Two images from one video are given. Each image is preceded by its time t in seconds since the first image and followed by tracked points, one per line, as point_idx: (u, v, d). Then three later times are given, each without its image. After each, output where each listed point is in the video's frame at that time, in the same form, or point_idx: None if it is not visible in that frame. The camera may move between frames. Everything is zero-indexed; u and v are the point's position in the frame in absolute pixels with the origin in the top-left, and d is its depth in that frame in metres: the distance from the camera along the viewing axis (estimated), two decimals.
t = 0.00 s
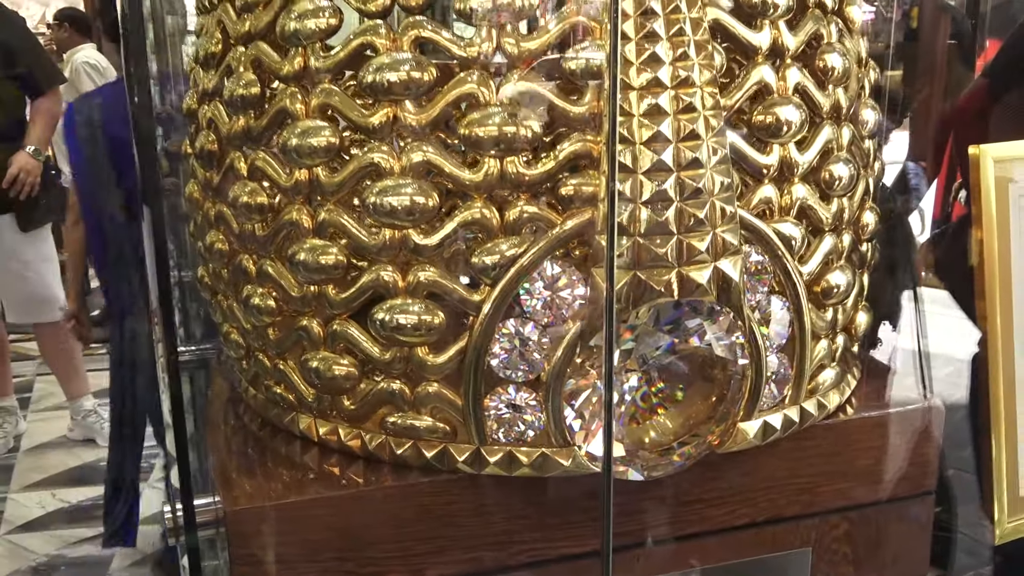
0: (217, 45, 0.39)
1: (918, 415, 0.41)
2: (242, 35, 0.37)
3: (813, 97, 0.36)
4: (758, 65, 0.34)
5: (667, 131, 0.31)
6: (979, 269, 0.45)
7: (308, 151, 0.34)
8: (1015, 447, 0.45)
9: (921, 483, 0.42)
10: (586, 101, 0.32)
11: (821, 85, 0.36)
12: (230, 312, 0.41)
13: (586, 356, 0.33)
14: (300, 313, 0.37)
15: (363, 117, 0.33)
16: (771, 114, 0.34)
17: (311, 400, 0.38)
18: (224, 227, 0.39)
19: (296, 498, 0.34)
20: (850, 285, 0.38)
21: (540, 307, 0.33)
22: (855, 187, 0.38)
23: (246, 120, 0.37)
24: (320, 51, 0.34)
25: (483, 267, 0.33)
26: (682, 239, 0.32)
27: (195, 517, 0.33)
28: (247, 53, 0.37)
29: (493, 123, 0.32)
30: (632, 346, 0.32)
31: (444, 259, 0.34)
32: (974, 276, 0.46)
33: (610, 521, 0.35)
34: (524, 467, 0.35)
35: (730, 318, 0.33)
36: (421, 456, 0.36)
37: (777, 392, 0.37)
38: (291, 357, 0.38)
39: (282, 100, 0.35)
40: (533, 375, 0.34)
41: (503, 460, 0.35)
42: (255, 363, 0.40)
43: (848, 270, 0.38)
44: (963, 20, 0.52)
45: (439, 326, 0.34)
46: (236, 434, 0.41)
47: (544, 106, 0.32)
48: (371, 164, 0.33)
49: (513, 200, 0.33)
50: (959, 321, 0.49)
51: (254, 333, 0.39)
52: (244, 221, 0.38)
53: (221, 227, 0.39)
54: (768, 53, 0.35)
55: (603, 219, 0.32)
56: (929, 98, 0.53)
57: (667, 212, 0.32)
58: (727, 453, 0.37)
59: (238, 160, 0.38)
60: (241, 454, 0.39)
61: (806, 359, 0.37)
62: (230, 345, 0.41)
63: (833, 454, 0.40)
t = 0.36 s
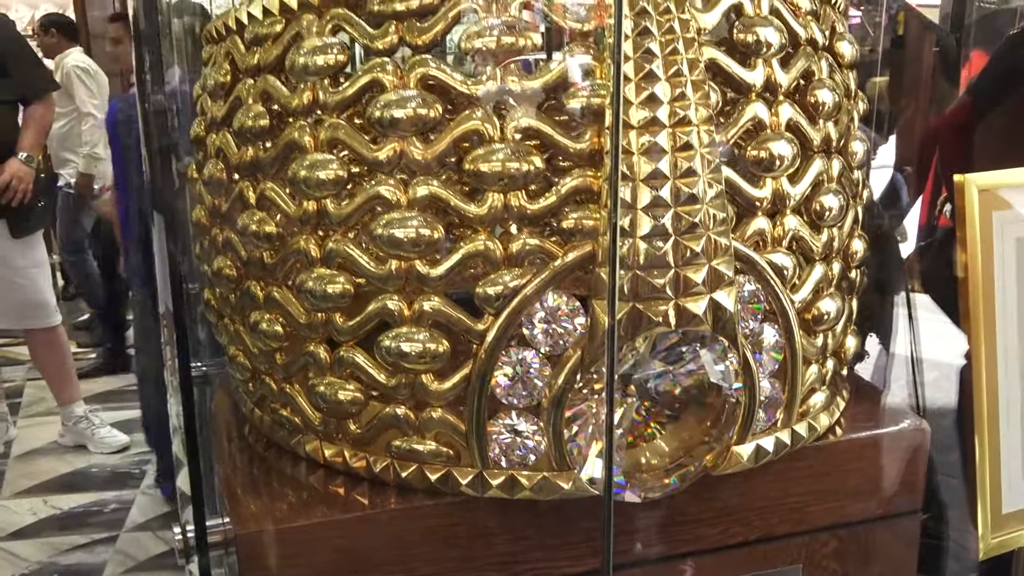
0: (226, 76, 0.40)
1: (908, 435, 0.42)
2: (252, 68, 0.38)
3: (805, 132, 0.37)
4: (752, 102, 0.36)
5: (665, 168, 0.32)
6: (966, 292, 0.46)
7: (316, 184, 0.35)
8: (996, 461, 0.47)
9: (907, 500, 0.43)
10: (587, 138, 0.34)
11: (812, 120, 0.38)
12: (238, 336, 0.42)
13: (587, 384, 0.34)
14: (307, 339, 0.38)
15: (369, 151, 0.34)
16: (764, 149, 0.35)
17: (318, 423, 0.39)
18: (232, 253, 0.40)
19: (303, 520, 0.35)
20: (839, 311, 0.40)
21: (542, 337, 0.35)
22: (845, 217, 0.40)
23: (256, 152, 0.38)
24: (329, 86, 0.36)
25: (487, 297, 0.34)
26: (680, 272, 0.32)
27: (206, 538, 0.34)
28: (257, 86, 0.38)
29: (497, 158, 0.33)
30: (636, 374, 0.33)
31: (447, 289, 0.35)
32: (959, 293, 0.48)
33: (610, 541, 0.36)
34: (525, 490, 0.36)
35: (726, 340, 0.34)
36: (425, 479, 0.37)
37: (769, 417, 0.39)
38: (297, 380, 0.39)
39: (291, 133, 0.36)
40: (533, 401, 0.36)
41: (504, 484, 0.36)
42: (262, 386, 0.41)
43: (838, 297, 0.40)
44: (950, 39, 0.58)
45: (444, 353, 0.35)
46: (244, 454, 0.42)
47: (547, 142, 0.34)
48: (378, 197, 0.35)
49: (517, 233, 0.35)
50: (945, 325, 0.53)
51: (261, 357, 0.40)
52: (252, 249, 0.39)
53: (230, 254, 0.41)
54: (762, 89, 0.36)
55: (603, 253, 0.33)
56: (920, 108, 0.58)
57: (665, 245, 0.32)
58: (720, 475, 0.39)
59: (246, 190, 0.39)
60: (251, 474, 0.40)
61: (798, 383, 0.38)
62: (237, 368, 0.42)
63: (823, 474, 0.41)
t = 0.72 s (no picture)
0: (234, 120, 0.41)
1: (905, 474, 0.43)
2: (261, 113, 0.39)
3: (800, 180, 0.38)
4: (750, 150, 0.37)
5: (666, 216, 0.33)
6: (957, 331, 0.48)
7: (324, 229, 0.35)
8: (988, 496, 0.48)
9: (903, 540, 0.44)
10: (591, 186, 0.35)
11: (808, 167, 0.39)
12: (243, 375, 0.43)
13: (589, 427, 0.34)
14: (312, 379, 0.39)
15: (377, 197, 0.35)
16: (762, 197, 0.36)
17: (321, 463, 0.39)
18: (239, 293, 0.41)
19: (308, 562, 0.36)
20: (835, 353, 0.41)
21: (545, 380, 0.36)
22: (840, 260, 0.41)
23: (263, 195, 0.39)
24: (337, 132, 0.36)
25: (491, 341, 0.35)
26: (680, 317, 0.33)
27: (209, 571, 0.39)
28: (265, 131, 0.39)
29: (501, 206, 0.34)
30: (637, 415, 0.33)
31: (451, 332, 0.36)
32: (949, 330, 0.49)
33: None
34: (527, 531, 0.36)
35: (725, 384, 0.34)
36: (428, 519, 0.37)
37: (765, 460, 0.39)
38: (301, 420, 0.40)
39: (300, 178, 0.37)
40: (537, 443, 0.36)
41: (506, 525, 0.36)
42: (266, 425, 0.42)
43: (833, 339, 0.41)
44: (939, 73, 0.59)
45: (448, 396, 0.36)
46: (246, 491, 0.42)
47: (550, 190, 0.35)
48: (384, 243, 0.35)
49: (521, 278, 0.36)
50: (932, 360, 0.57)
51: (266, 396, 0.41)
52: (259, 290, 0.39)
53: (238, 294, 0.41)
54: (760, 138, 0.37)
55: (605, 299, 0.34)
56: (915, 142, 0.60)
57: (666, 292, 0.33)
58: (719, 515, 0.39)
59: (254, 232, 0.40)
60: (253, 513, 0.40)
61: (795, 425, 0.39)
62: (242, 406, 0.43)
63: (818, 513, 0.42)
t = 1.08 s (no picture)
0: (247, 136, 0.41)
1: (916, 485, 0.43)
2: (275, 129, 0.40)
3: (811, 194, 0.39)
4: (761, 164, 0.37)
5: (678, 231, 0.33)
6: (968, 342, 0.48)
7: (338, 244, 0.36)
8: (1000, 505, 0.49)
9: (914, 550, 0.44)
10: (603, 201, 0.35)
11: (818, 180, 0.39)
12: (257, 388, 0.43)
13: (603, 440, 0.34)
14: (327, 393, 0.39)
15: (390, 213, 0.36)
16: (774, 211, 0.36)
17: (336, 475, 0.40)
18: (254, 307, 0.42)
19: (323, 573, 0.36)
20: (846, 365, 0.41)
21: (558, 393, 0.36)
22: (851, 272, 0.41)
23: (277, 210, 0.39)
24: (351, 149, 0.37)
25: (505, 355, 0.35)
26: (693, 332, 0.33)
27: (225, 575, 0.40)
28: (279, 146, 0.39)
29: (514, 222, 0.34)
30: (649, 427, 0.34)
31: (465, 346, 0.36)
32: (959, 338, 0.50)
33: None
34: (541, 543, 0.37)
35: (737, 398, 0.34)
36: (442, 531, 0.37)
37: (777, 471, 0.40)
38: (315, 433, 0.40)
39: (314, 194, 0.38)
40: (549, 456, 0.37)
41: (520, 537, 0.37)
42: (280, 437, 0.42)
43: (845, 351, 0.41)
44: (944, 78, 0.60)
45: (461, 410, 0.36)
46: (260, 502, 0.43)
47: (563, 205, 0.35)
48: (398, 258, 0.36)
49: (535, 292, 0.36)
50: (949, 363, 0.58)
51: (280, 409, 0.41)
52: (274, 304, 0.40)
53: (252, 308, 0.42)
54: (771, 152, 0.37)
55: (618, 314, 0.34)
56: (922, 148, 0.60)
57: (679, 306, 0.33)
58: (731, 528, 0.39)
59: (268, 247, 0.40)
60: (267, 525, 0.40)
61: (807, 437, 0.39)
62: (256, 419, 0.43)
63: (829, 525, 0.42)
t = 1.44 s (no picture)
0: (245, 135, 0.42)
1: (903, 480, 0.44)
2: (272, 128, 0.40)
3: (802, 194, 0.39)
4: (753, 165, 0.38)
5: (673, 230, 0.34)
6: (953, 339, 0.49)
7: (335, 242, 0.36)
8: (984, 501, 0.50)
9: (902, 544, 0.44)
10: (598, 201, 0.35)
11: (808, 181, 0.40)
12: (253, 385, 0.43)
13: (598, 436, 0.35)
14: (323, 391, 0.40)
15: (387, 211, 0.36)
16: (766, 211, 0.37)
17: (333, 471, 0.40)
18: (251, 305, 0.42)
19: (320, 570, 0.36)
20: (836, 363, 0.41)
21: (555, 390, 0.36)
22: (841, 271, 0.42)
23: (274, 209, 0.40)
24: (348, 148, 0.37)
25: (501, 352, 0.36)
26: (687, 329, 0.34)
27: None
28: (276, 145, 0.40)
29: (511, 220, 0.34)
30: (644, 423, 0.34)
31: (462, 343, 0.37)
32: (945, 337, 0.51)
33: None
34: (537, 538, 0.37)
35: (730, 395, 0.35)
36: (439, 527, 0.38)
37: (768, 466, 0.40)
38: (311, 430, 0.41)
39: (312, 192, 0.38)
40: (546, 452, 0.37)
41: (516, 532, 0.37)
42: (277, 434, 0.43)
43: (834, 349, 0.42)
44: (929, 79, 0.61)
45: (457, 407, 0.36)
46: (257, 499, 0.43)
47: (559, 204, 0.36)
48: (395, 256, 0.36)
49: (532, 290, 0.36)
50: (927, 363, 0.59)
51: (277, 406, 0.42)
52: (271, 302, 0.40)
53: (248, 306, 0.42)
54: (763, 153, 0.38)
55: (614, 311, 0.34)
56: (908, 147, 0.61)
57: (673, 304, 0.34)
58: (723, 523, 0.40)
59: (265, 246, 0.40)
60: (263, 522, 0.40)
61: (798, 433, 0.40)
62: (253, 415, 0.44)
63: (818, 520, 0.42)
